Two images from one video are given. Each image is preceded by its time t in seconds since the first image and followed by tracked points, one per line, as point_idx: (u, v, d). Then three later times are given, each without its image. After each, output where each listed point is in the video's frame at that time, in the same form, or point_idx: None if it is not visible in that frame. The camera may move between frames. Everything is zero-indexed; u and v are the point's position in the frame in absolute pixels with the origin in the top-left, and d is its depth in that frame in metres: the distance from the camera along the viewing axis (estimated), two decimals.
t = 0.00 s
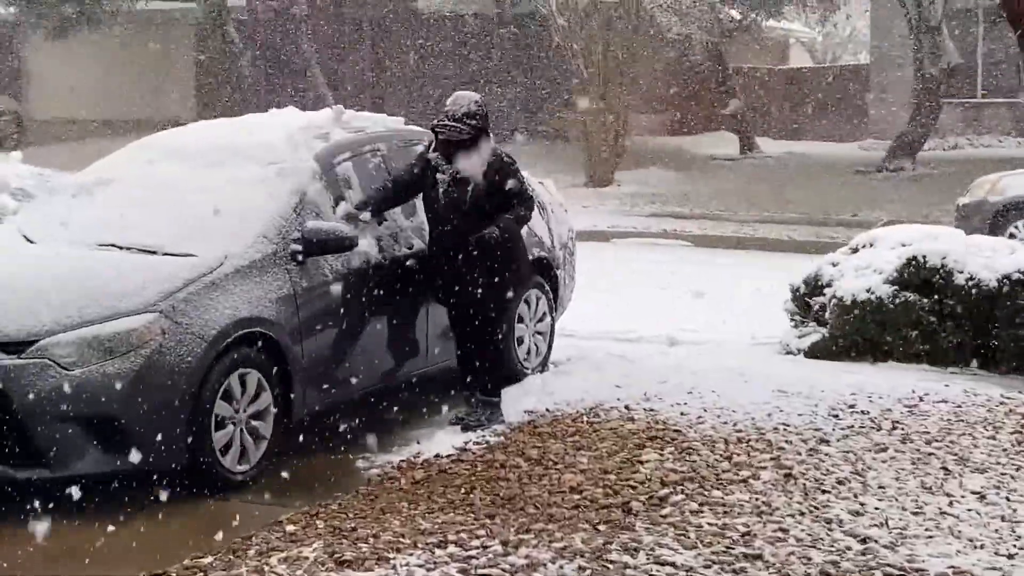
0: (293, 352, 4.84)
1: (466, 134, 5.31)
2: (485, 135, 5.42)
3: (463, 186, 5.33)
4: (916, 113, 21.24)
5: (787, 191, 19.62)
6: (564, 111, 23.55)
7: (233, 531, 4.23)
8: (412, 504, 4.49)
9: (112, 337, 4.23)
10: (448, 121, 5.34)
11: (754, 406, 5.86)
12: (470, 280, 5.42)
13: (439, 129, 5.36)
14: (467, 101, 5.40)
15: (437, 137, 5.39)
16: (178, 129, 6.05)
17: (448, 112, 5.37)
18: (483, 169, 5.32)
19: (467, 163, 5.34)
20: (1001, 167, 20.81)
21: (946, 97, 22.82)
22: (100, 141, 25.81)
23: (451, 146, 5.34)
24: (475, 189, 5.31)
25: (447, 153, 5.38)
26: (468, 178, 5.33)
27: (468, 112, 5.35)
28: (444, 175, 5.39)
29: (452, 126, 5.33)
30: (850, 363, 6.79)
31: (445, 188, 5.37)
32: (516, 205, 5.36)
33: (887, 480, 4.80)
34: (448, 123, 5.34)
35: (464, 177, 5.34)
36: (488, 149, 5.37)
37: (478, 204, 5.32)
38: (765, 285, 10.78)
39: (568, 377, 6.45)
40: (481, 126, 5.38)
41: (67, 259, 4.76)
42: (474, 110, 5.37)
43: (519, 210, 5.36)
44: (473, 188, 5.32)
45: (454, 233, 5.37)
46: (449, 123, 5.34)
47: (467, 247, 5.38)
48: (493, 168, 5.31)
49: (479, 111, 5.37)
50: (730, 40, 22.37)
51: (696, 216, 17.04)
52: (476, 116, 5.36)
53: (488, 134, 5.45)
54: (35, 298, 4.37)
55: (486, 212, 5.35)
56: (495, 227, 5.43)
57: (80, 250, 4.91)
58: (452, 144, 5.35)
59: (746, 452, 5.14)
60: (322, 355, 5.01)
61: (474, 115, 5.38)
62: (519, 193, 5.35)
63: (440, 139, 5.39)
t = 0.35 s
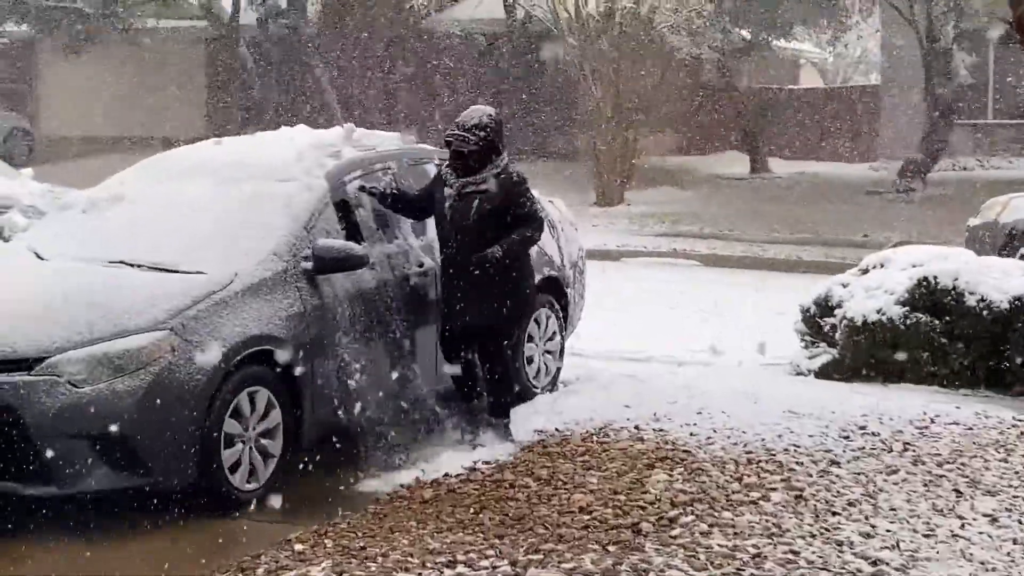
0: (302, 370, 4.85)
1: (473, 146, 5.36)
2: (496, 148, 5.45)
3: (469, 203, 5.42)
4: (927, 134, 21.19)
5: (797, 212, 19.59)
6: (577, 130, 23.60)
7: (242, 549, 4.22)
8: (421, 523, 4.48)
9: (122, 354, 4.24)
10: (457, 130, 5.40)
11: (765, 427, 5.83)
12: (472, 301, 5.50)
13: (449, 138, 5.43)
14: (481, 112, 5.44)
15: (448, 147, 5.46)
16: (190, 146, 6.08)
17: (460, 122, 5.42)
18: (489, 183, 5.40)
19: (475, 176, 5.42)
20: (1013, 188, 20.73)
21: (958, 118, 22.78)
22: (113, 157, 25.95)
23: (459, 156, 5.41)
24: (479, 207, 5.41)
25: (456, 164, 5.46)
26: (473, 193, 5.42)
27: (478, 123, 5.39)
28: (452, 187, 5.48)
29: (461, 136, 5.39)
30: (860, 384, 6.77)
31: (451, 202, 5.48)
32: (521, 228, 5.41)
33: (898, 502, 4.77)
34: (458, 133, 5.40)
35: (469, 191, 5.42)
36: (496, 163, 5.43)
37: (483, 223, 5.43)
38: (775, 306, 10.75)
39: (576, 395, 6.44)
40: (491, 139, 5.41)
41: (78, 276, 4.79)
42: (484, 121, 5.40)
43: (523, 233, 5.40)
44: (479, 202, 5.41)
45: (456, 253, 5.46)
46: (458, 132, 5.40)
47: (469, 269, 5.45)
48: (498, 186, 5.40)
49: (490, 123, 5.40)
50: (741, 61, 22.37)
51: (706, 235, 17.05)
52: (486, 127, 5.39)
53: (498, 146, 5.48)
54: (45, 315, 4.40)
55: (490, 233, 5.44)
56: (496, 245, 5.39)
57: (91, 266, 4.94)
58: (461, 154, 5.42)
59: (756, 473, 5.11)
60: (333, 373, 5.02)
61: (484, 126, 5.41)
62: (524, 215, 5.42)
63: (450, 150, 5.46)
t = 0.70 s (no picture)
0: (315, 389, 4.86)
1: (470, 168, 5.20)
2: (495, 170, 5.30)
3: (457, 221, 5.27)
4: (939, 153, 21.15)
5: (809, 231, 19.57)
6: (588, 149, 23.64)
7: (255, 567, 4.23)
8: (433, 542, 4.48)
9: (135, 372, 4.27)
10: (457, 150, 5.24)
11: (779, 447, 5.81)
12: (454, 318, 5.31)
13: (446, 157, 5.28)
14: (484, 134, 5.28)
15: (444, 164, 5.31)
16: (202, 165, 6.12)
17: (461, 142, 5.27)
18: (480, 206, 5.25)
19: (466, 197, 5.27)
20: None
21: (970, 138, 22.74)
22: (127, 177, 26.08)
23: (454, 176, 5.27)
24: (466, 224, 5.24)
25: (450, 182, 5.32)
26: (463, 212, 5.27)
27: (479, 145, 5.23)
28: (443, 206, 5.33)
29: (459, 156, 5.23)
30: (873, 404, 6.74)
31: (439, 219, 5.32)
32: (508, 247, 5.26)
33: (911, 523, 4.75)
34: (456, 152, 5.25)
35: (459, 212, 5.27)
36: (490, 187, 5.28)
37: (468, 240, 5.25)
38: (787, 325, 10.72)
39: (589, 415, 6.43)
40: (490, 162, 5.25)
41: (91, 294, 4.82)
42: (485, 144, 5.24)
43: (511, 253, 5.25)
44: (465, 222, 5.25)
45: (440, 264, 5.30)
46: (457, 152, 5.25)
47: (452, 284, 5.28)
48: (489, 207, 5.25)
49: (491, 146, 5.24)
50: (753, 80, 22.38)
51: (718, 255, 17.03)
52: (486, 150, 5.23)
53: (496, 169, 5.33)
54: (59, 333, 4.44)
55: (477, 249, 5.27)
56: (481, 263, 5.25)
57: (105, 285, 4.98)
58: (456, 174, 5.27)
59: (768, 493, 5.10)
60: (344, 392, 5.03)
61: (484, 149, 5.25)
62: (513, 236, 5.26)
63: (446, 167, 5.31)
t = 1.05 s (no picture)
0: (329, 406, 4.87)
1: (463, 188, 5.18)
2: (487, 187, 5.28)
3: (455, 240, 5.21)
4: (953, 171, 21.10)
5: (823, 249, 19.53)
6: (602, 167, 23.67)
7: None
8: (447, 560, 4.48)
9: (150, 390, 4.30)
10: (449, 171, 5.22)
11: (794, 466, 5.79)
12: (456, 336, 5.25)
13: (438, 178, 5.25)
14: (473, 152, 5.26)
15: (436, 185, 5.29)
16: (216, 183, 6.17)
17: (451, 162, 5.24)
18: (476, 223, 5.21)
19: (461, 215, 5.23)
20: None
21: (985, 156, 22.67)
22: (145, 195, 26.24)
23: (448, 197, 5.23)
24: (464, 242, 5.19)
25: (443, 202, 5.28)
26: (459, 230, 5.22)
27: (470, 164, 5.21)
28: (436, 225, 5.28)
29: (452, 176, 5.21)
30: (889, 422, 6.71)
31: (435, 239, 5.26)
32: (509, 263, 5.23)
33: (927, 541, 4.72)
34: (449, 173, 5.23)
35: (454, 230, 5.22)
36: (484, 204, 5.25)
37: (468, 258, 5.20)
38: (801, 343, 10.69)
39: (603, 433, 6.42)
40: (482, 179, 5.24)
41: (108, 311, 4.87)
42: (476, 162, 5.22)
43: (513, 269, 5.23)
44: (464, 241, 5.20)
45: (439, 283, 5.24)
46: (449, 173, 5.23)
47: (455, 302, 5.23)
48: (487, 224, 5.20)
49: (482, 163, 5.23)
50: (767, 99, 22.38)
51: (734, 272, 17.00)
52: (478, 168, 5.21)
53: (488, 187, 5.31)
54: (77, 350, 4.48)
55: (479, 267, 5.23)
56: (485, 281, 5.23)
57: (120, 303, 5.02)
58: (449, 195, 5.24)
59: (783, 511, 5.08)
60: (359, 409, 5.04)
61: (475, 167, 5.23)
62: (513, 251, 5.23)
63: (438, 188, 5.28)
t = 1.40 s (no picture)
0: (344, 422, 4.89)
1: (474, 208, 5.17)
2: (497, 207, 5.27)
3: (469, 260, 5.17)
4: (970, 185, 21.00)
5: (839, 263, 19.46)
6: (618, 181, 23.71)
7: None
8: None
9: (166, 406, 4.32)
10: (457, 190, 5.21)
11: (810, 481, 5.77)
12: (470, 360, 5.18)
13: (448, 198, 5.23)
14: (481, 171, 5.27)
15: (446, 205, 5.26)
16: (232, 199, 6.22)
17: (461, 182, 5.23)
18: (490, 243, 5.17)
19: (473, 234, 5.20)
20: None
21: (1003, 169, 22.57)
22: (160, 210, 26.34)
23: (458, 217, 5.22)
24: (479, 262, 5.16)
25: (453, 223, 5.26)
26: (473, 250, 5.18)
27: (480, 183, 5.21)
28: (450, 245, 5.24)
29: (461, 196, 5.20)
30: (905, 437, 6.69)
31: (447, 260, 5.22)
32: (523, 284, 5.22)
33: (945, 558, 4.70)
34: (458, 193, 5.21)
35: (467, 249, 5.19)
36: (495, 224, 5.22)
37: (482, 279, 5.17)
38: (817, 358, 10.66)
39: (619, 449, 6.41)
40: (492, 199, 5.24)
41: (125, 328, 4.91)
42: (486, 181, 5.22)
43: (527, 288, 5.22)
44: (478, 261, 5.16)
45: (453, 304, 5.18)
46: (458, 192, 5.21)
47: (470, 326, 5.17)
48: (501, 243, 5.18)
49: (491, 182, 5.23)
50: (783, 113, 22.33)
51: (749, 286, 16.96)
52: (488, 188, 5.22)
53: (499, 205, 5.30)
54: (94, 367, 4.52)
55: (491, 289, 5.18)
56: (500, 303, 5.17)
57: (137, 319, 5.06)
58: (460, 215, 5.22)
59: (800, 528, 5.06)
60: (374, 424, 5.05)
61: (485, 187, 5.23)
62: (526, 271, 5.22)
63: (448, 208, 5.25)
